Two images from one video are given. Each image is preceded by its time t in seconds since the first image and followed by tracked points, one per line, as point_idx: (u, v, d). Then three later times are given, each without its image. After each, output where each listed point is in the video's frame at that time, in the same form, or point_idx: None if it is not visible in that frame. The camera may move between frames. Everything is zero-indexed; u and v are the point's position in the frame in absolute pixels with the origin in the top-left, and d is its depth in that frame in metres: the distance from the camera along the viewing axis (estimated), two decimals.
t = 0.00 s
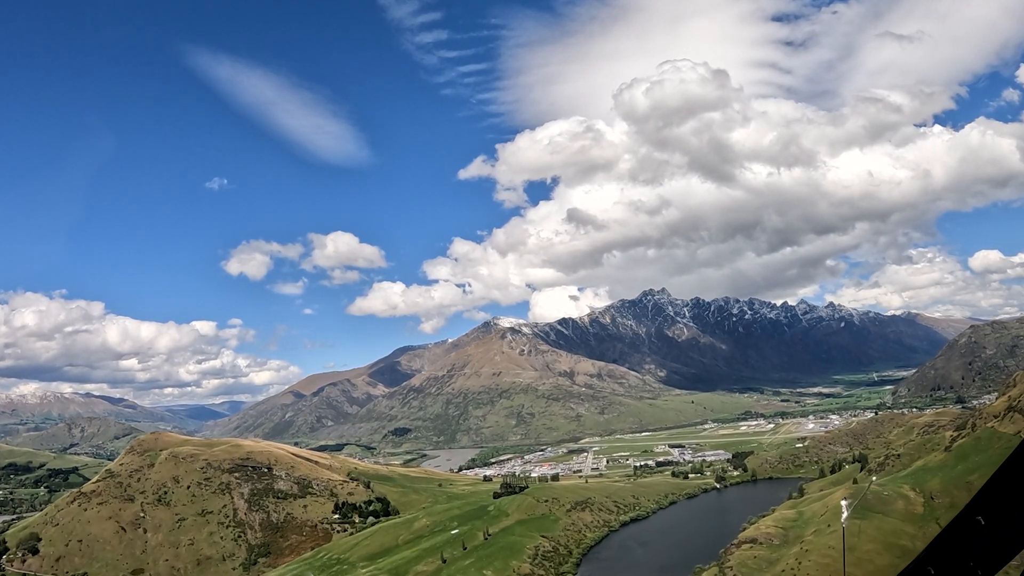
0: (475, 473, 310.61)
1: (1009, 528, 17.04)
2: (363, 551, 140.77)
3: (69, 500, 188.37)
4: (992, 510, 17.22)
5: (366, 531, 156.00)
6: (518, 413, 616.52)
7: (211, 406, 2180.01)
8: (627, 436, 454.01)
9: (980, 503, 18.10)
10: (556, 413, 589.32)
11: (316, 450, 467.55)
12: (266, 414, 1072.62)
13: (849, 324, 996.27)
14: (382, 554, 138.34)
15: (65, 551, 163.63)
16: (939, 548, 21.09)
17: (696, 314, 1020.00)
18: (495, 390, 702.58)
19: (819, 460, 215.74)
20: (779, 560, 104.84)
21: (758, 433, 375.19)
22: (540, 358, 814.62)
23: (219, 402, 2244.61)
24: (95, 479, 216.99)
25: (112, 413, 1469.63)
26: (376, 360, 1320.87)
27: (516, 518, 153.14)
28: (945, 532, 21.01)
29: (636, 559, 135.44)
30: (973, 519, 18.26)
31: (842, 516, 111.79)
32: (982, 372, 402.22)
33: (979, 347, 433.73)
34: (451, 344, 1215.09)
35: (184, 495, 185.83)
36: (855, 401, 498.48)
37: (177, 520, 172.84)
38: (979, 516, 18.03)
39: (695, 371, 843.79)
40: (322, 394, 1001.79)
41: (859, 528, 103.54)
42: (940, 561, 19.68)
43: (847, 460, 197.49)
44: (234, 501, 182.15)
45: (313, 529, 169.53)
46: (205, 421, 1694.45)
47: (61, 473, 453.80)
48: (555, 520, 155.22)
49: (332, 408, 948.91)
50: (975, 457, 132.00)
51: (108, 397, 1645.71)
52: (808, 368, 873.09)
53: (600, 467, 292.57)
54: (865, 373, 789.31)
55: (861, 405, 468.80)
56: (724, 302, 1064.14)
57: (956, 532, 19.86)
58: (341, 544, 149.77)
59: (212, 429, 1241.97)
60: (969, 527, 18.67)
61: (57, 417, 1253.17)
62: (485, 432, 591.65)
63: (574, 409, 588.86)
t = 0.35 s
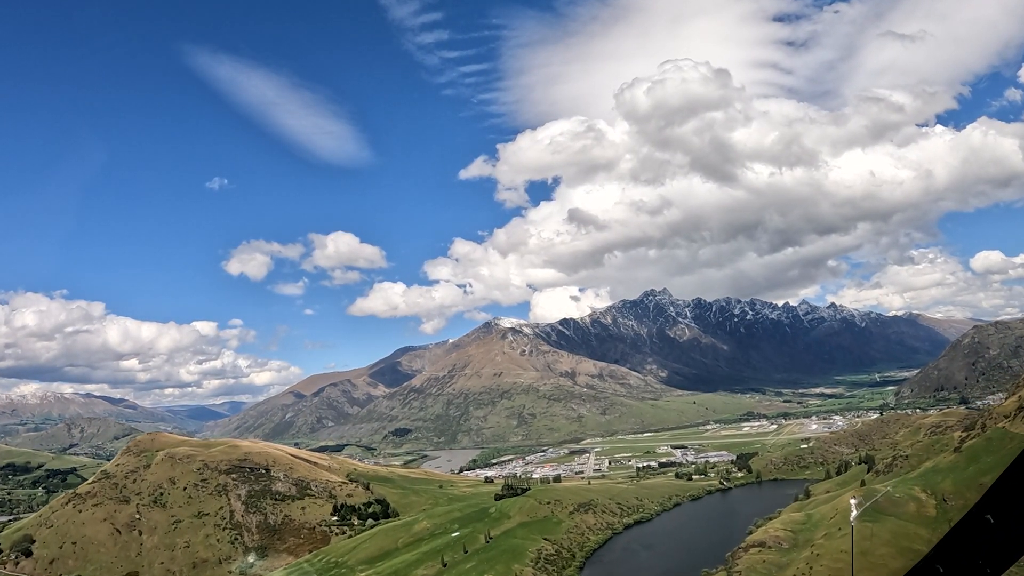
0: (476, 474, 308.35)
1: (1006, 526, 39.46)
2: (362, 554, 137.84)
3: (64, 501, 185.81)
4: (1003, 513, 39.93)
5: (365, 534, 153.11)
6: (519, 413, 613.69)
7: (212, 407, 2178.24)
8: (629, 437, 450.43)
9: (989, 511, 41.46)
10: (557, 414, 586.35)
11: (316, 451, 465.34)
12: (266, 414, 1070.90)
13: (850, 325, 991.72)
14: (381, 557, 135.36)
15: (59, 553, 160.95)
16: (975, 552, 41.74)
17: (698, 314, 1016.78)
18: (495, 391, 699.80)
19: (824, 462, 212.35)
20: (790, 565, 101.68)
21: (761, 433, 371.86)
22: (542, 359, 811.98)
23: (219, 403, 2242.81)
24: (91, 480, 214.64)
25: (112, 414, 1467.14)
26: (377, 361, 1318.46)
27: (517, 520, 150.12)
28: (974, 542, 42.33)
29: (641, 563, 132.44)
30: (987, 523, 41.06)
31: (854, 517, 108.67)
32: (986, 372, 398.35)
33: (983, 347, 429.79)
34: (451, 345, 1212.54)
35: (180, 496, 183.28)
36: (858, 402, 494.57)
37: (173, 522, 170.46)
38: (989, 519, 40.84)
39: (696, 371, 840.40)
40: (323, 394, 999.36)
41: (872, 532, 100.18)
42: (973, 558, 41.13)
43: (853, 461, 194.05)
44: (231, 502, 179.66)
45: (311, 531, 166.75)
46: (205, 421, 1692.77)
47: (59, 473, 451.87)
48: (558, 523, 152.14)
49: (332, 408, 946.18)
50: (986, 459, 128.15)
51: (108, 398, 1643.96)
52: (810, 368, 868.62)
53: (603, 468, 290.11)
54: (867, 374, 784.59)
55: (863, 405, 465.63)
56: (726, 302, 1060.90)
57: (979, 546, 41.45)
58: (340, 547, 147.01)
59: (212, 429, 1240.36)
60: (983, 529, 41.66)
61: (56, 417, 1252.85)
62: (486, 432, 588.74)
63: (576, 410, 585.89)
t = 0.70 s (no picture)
0: (476, 475, 305.00)
1: (1018, 530, 20.03)
2: (360, 558, 134.86)
3: (58, 503, 183.25)
4: (1011, 514, 20.06)
5: (363, 537, 150.25)
6: (519, 413, 611.06)
7: (211, 407, 2176.03)
8: (630, 437, 447.13)
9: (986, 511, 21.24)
10: (558, 414, 583.60)
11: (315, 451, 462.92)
12: (266, 414, 1068.90)
13: (851, 325, 988.54)
14: (380, 560, 132.57)
15: (52, 555, 158.21)
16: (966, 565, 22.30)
17: (698, 314, 1013.50)
18: (496, 391, 697.18)
19: (829, 462, 208.95)
20: (799, 569, 98.72)
21: (763, 433, 368.73)
22: (542, 359, 809.24)
23: (219, 403, 2240.62)
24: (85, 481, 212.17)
25: (113, 414, 1466.36)
26: (377, 361, 1316.54)
27: (519, 522, 147.41)
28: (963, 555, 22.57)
29: (645, 566, 129.55)
30: (985, 520, 21.36)
31: (864, 519, 105.18)
32: (989, 372, 395.12)
33: (985, 347, 426.64)
34: (452, 344, 1210.56)
35: (176, 498, 180.90)
36: (859, 402, 491.30)
37: (168, 524, 168.29)
38: (990, 516, 21.07)
39: (697, 371, 837.25)
40: (323, 394, 997.27)
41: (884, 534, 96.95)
42: (970, 557, 22.85)
43: (859, 461, 190.60)
44: (226, 504, 177.13)
45: (308, 533, 163.74)
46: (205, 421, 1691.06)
47: (57, 473, 449.47)
48: (560, 525, 149.22)
49: (332, 408, 943.87)
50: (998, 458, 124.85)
51: (108, 398, 1641.97)
52: (811, 368, 865.11)
53: (604, 468, 286.79)
54: (868, 374, 781.41)
55: (864, 405, 462.74)
56: (726, 302, 1058.01)
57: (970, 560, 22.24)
58: (337, 550, 144.04)
59: (212, 429, 1238.51)
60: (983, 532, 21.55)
61: (56, 417, 1251.81)
62: (486, 433, 585.57)
63: (576, 410, 583.16)
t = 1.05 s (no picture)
0: (476, 476, 302.34)
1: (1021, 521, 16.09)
2: (358, 561, 131.98)
3: (51, 503, 180.50)
4: (1009, 502, 16.24)
5: (361, 539, 147.45)
6: (519, 414, 608.22)
7: (211, 407, 2171.07)
8: (630, 438, 444.08)
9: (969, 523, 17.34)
10: (558, 414, 580.71)
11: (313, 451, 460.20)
12: (266, 414, 1064.91)
13: (852, 325, 985.01)
14: (378, 563, 129.81)
15: (44, 556, 155.03)
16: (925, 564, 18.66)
17: (699, 314, 1009.97)
18: (496, 391, 694.29)
19: (833, 463, 205.93)
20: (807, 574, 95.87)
21: (764, 433, 366.05)
22: (542, 359, 806.57)
23: (219, 403, 2236.24)
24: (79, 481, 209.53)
25: (112, 414, 1464.23)
26: (376, 361, 1313.20)
27: (519, 524, 144.55)
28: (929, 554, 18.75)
29: (648, 569, 126.79)
30: (981, 520, 17.17)
31: (874, 521, 102.03)
32: (991, 372, 391.90)
33: (988, 347, 423.08)
34: (451, 344, 1206.94)
35: (170, 498, 178.55)
36: (861, 402, 487.91)
37: (162, 525, 166.25)
38: (985, 514, 17.04)
39: (697, 371, 833.89)
40: (323, 394, 994.41)
41: (896, 537, 93.75)
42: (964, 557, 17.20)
43: (864, 462, 187.51)
44: (222, 505, 174.71)
45: (304, 535, 161.03)
46: (205, 421, 1685.91)
47: (54, 473, 446.07)
48: (562, 527, 146.33)
49: (332, 408, 940.10)
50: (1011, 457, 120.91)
51: (107, 398, 1636.14)
52: (812, 368, 861.51)
53: (605, 469, 284.26)
54: (869, 374, 778.56)
55: (866, 406, 459.67)
56: (727, 302, 1054.52)
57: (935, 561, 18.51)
58: (334, 552, 141.32)
59: (211, 429, 1233.96)
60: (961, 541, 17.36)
61: (54, 417, 1247.63)
62: (486, 433, 582.30)
63: (576, 410, 580.28)
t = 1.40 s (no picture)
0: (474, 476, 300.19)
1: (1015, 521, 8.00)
2: (353, 563, 129.24)
3: (43, 503, 177.66)
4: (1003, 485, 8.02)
5: (358, 540, 144.90)
6: (519, 413, 605.41)
7: (210, 406, 2167.25)
8: (630, 438, 441.51)
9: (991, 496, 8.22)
10: (557, 414, 577.62)
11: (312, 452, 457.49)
12: (264, 413, 1060.79)
13: (851, 326, 981.75)
14: (374, 566, 127.02)
15: (34, 557, 152.42)
16: None
17: (698, 314, 1007.14)
18: (495, 391, 691.69)
19: (836, 464, 203.11)
20: None
21: (765, 434, 363.53)
22: (541, 358, 804.14)
23: (218, 402, 2232.21)
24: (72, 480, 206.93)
25: (110, 412, 1459.15)
26: (375, 360, 1309.65)
27: (519, 526, 142.04)
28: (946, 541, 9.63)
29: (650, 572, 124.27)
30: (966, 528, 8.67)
31: (883, 525, 99.26)
32: (993, 373, 389.02)
33: (989, 348, 420.08)
34: (451, 344, 1203.90)
35: (164, 499, 175.95)
36: (861, 403, 485.32)
37: (155, 526, 163.74)
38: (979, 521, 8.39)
39: (697, 372, 831.58)
40: (321, 394, 990.94)
41: (907, 542, 91.06)
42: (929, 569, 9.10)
43: (867, 463, 184.87)
44: (216, 505, 172.11)
45: (300, 536, 158.40)
46: (203, 420, 1681.27)
47: (50, 472, 442.86)
48: (562, 529, 143.71)
49: (330, 408, 937.26)
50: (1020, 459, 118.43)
51: (106, 397, 1630.79)
52: (811, 369, 858.81)
53: (604, 470, 281.69)
54: (869, 375, 777.03)
55: (867, 406, 456.95)
56: (726, 303, 1051.33)
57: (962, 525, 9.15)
58: (330, 554, 138.67)
59: (210, 428, 1229.81)
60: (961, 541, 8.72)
61: (52, 416, 1243.98)
62: (484, 433, 579.15)
63: (576, 410, 577.84)
